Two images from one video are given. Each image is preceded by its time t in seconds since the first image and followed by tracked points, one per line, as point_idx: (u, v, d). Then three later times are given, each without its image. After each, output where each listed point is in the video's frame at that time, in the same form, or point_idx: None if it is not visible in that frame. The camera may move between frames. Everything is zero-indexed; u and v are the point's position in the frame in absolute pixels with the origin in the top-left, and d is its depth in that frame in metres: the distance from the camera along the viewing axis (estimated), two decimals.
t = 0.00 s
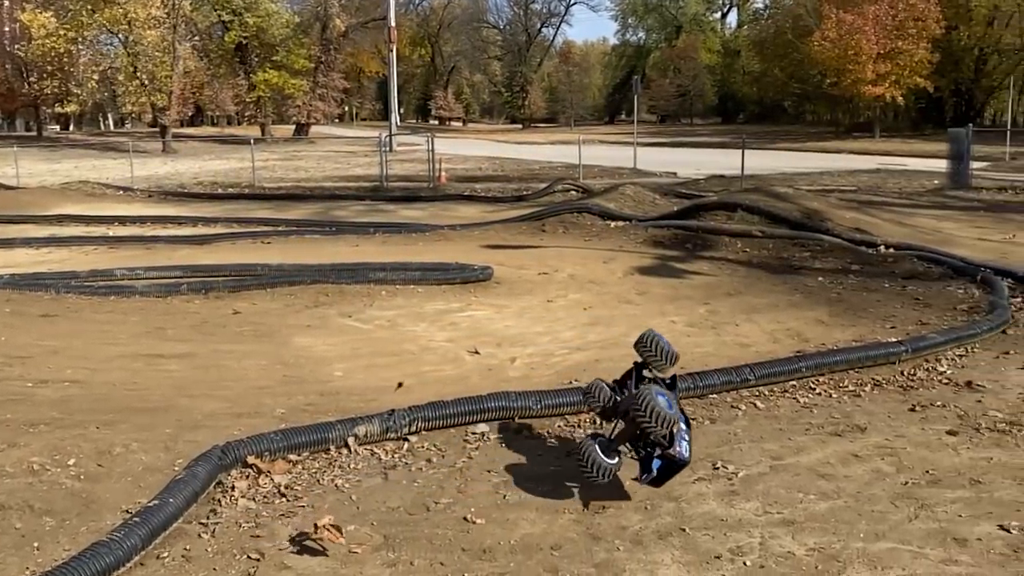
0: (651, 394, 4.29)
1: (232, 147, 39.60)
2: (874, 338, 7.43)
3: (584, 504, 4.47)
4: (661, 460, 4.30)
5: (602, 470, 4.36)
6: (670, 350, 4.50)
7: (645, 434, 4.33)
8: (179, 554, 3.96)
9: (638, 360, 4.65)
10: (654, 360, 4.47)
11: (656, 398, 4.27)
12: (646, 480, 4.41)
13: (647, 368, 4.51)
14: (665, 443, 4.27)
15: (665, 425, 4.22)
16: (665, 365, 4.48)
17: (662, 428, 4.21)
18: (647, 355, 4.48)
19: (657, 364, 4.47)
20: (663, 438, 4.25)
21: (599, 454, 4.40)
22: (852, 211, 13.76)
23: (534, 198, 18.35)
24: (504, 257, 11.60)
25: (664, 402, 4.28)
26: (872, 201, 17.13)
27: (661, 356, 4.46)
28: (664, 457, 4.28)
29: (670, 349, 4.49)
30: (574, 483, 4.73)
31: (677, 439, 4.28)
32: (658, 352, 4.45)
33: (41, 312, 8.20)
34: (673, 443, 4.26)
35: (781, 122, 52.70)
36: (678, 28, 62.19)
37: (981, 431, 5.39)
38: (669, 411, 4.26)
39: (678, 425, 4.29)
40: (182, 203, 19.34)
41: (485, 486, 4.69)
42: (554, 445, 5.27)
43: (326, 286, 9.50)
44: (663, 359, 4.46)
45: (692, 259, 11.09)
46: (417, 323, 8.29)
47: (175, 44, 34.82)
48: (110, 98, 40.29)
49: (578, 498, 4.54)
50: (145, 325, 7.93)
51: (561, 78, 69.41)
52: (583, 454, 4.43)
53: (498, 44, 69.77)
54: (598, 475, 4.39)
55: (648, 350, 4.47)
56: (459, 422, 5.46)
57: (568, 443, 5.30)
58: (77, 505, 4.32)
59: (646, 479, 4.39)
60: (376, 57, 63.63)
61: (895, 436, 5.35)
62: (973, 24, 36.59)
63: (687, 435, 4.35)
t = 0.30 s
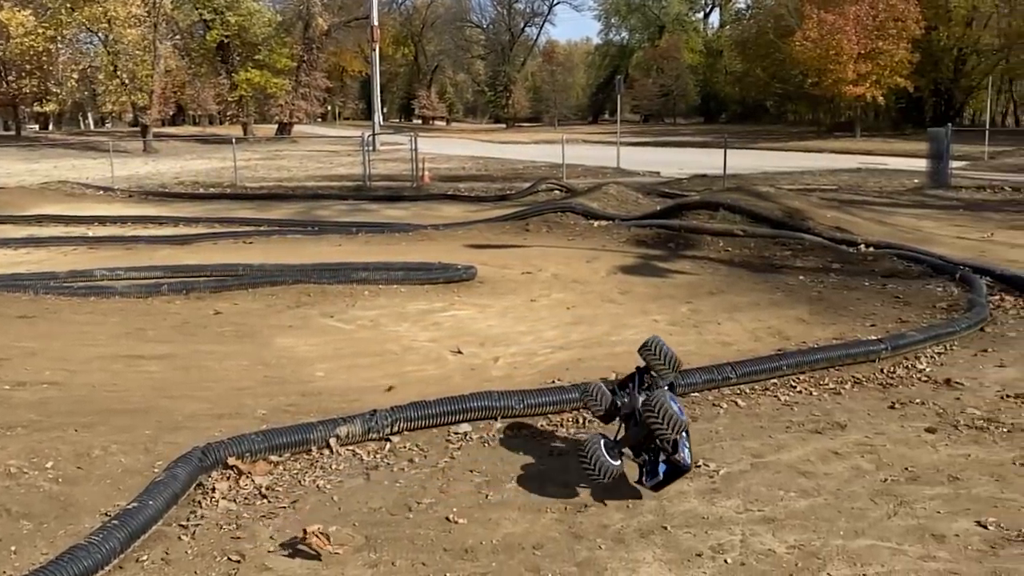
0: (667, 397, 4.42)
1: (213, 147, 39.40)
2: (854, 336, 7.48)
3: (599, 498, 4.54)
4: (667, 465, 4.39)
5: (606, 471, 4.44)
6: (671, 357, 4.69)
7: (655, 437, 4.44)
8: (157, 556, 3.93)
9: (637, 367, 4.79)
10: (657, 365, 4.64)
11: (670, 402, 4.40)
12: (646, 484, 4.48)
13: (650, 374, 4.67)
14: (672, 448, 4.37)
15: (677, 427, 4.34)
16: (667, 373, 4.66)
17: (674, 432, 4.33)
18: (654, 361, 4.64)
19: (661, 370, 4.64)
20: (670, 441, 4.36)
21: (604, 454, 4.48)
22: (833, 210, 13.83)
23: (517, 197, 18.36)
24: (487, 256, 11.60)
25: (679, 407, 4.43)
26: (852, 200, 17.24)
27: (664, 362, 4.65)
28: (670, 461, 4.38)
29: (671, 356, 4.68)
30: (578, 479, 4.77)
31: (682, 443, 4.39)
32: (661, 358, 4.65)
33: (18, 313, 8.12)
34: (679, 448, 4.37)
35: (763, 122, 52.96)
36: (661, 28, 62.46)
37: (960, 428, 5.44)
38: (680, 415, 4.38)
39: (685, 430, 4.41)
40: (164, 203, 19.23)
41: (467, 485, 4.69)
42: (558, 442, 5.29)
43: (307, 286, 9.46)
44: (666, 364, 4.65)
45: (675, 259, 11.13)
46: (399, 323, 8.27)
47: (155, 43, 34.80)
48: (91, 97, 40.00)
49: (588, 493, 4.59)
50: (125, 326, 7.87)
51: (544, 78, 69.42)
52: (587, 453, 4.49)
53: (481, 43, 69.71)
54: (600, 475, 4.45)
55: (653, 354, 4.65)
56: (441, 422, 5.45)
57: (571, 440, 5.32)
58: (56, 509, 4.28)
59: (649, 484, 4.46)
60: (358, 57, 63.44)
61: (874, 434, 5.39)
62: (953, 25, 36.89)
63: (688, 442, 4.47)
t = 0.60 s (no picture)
0: (678, 403, 4.59)
1: (194, 147, 39.14)
2: (835, 334, 7.53)
3: (610, 497, 4.55)
4: (670, 468, 4.49)
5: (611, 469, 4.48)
6: (674, 366, 4.90)
7: (660, 440, 4.56)
8: (137, 558, 3.90)
9: (638, 375, 4.94)
10: (661, 372, 4.82)
11: (682, 408, 4.56)
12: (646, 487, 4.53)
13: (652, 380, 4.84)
14: (677, 451, 4.50)
15: (685, 431, 4.48)
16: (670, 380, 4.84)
17: (682, 434, 4.45)
18: (657, 365, 4.82)
19: (664, 378, 4.79)
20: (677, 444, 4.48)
21: (610, 455, 4.53)
22: (815, 209, 13.91)
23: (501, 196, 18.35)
24: (470, 255, 11.59)
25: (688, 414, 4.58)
26: (833, 199, 17.33)
27: (669, 370, 4.84)
28: (674, 464, 4.49)
29: (674, 365, 4.89)
30: (573, 479, 4.76)
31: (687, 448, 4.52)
32: (666, 364, 4.84)
33: None
34: (683, 451, 4.49)
35: (745, 121, 53.23)
36: (643, 27, 62.72)
37: (938, 425, 5.48)
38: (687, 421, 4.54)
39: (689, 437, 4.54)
40: (145, 202, 19.07)
41: (449, 485, 4.69)
42: (564, 442, 5.27)
43: (289, 285, 9.41)
44: (670, 371, 4.84)
45: (658, 257, 11.15)
46: (382, 322, 8.24)
47: (136, 41, 34.57)
48: (70, 95, 39.63)
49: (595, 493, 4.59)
50: (105, 326, 7.80)
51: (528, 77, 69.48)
52: (592, 451, 4.56)
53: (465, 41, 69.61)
54: (604, 474, 4.50)
55: (658, 361, 4.85)
56: (423, 421, 5.45)
57: (577, 441, 5.30)
58: (33, 512, 4.24)
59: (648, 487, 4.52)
60: (342, 55, 63.25)
61: (854, 431, 5.43)
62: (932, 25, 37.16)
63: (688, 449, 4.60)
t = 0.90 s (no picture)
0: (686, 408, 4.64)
1: (181, 146, 39.01)
2: (820, 332, 7.56)
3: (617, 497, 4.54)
4: (675, 470, 4.60)
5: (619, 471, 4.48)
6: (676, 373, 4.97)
7: (665, 443, 4.61)
8: (122, 560, 3.89)
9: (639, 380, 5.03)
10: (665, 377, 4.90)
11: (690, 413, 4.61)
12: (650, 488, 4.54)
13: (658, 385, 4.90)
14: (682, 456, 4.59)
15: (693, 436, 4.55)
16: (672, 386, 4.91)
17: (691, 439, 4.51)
18: (662, 371, 4.91)
19: (667, 381, 4.89)
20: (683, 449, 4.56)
21: (615, 455, 4.54)
22: (801, 208, 13.98)
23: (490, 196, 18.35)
24: (458, 255, 11.57)
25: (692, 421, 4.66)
26: (820, 198, 17.41)
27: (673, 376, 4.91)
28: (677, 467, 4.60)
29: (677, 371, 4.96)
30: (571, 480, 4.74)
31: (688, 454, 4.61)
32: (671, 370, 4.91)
33: None
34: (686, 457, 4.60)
35: (731, 120, 53.48)
36: (630, 27, 62.97)
37: (923, 423, 5.52)
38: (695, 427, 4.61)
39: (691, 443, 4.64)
40: (131, 202, 18.97)
41: (437, 484, 4.68)
42: (568, 443, 5.27)
43: (276, 286, 9.38)
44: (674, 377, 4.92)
45: (645, 257, 11.17)
46: (370, 322, 8.23)
47: (121, 40, 34.56)
48: (56, 94, 39.46)
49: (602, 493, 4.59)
50: (90, 327, 7.75)
51: (516, 76, 69.55)
52: (599, 453, 4.55)
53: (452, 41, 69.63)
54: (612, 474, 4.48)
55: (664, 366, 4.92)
56: (411, 421, 5.44)
57: (582, 441, 5.28)
58: (17, 514, 4.21)
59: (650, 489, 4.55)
60: (329, 54, 63.21)
61: (840, 429, 5.45)
62: (917, 25, 37.39)
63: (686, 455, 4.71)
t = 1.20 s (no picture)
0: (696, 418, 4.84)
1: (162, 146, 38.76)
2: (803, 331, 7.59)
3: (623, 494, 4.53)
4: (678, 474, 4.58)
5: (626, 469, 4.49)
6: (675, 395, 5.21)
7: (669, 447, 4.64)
8: (102, 564, 3.86)
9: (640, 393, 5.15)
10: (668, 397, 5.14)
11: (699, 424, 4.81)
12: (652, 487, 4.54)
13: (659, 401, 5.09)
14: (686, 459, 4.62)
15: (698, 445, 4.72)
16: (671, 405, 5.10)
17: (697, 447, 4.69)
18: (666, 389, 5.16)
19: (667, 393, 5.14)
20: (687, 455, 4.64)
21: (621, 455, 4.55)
22: (783, 207, 14.04)
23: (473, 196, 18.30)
24: (442, 255, 11.55)
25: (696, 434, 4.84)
26: (803, 197, 17.47)
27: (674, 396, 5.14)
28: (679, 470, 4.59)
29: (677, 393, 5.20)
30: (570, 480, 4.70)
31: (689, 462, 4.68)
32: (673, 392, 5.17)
33: None
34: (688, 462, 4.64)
35: (715, 119, 53.64)
36: (614, 27, 63.06)
37: (904, 420, 5.56)
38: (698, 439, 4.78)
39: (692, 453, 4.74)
40: (112, 202, 18.82)
41: (420, 484, 4.67)
42: (571, 443, 5.26)
43: (258, 286, 9.33)
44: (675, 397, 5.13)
45: (629, 256, 11.19)
46: (353, 323, 8.20)
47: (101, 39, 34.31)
48: (36, 94, 39.13)
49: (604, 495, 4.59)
50: (70, 328, 7.69)
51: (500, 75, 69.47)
52: (607, 451, 4.56)
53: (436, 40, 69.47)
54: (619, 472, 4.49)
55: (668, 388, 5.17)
56: (393, 422, 5.42)
57: (585, 441, 5.28)
58: None
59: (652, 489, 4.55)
60: (312, 54, 63.00)
61: (822, 426, 5.48)
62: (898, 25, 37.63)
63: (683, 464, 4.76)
